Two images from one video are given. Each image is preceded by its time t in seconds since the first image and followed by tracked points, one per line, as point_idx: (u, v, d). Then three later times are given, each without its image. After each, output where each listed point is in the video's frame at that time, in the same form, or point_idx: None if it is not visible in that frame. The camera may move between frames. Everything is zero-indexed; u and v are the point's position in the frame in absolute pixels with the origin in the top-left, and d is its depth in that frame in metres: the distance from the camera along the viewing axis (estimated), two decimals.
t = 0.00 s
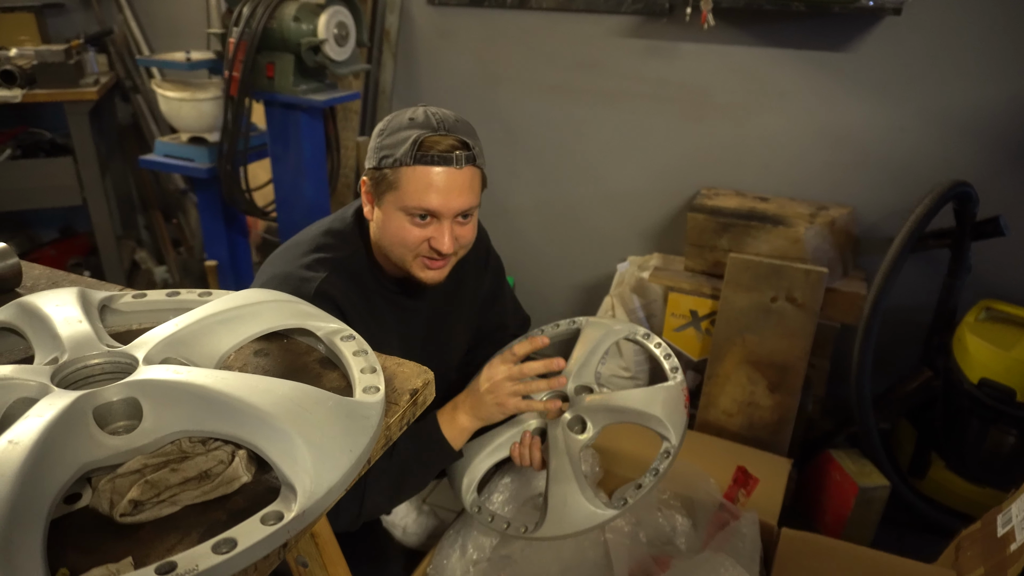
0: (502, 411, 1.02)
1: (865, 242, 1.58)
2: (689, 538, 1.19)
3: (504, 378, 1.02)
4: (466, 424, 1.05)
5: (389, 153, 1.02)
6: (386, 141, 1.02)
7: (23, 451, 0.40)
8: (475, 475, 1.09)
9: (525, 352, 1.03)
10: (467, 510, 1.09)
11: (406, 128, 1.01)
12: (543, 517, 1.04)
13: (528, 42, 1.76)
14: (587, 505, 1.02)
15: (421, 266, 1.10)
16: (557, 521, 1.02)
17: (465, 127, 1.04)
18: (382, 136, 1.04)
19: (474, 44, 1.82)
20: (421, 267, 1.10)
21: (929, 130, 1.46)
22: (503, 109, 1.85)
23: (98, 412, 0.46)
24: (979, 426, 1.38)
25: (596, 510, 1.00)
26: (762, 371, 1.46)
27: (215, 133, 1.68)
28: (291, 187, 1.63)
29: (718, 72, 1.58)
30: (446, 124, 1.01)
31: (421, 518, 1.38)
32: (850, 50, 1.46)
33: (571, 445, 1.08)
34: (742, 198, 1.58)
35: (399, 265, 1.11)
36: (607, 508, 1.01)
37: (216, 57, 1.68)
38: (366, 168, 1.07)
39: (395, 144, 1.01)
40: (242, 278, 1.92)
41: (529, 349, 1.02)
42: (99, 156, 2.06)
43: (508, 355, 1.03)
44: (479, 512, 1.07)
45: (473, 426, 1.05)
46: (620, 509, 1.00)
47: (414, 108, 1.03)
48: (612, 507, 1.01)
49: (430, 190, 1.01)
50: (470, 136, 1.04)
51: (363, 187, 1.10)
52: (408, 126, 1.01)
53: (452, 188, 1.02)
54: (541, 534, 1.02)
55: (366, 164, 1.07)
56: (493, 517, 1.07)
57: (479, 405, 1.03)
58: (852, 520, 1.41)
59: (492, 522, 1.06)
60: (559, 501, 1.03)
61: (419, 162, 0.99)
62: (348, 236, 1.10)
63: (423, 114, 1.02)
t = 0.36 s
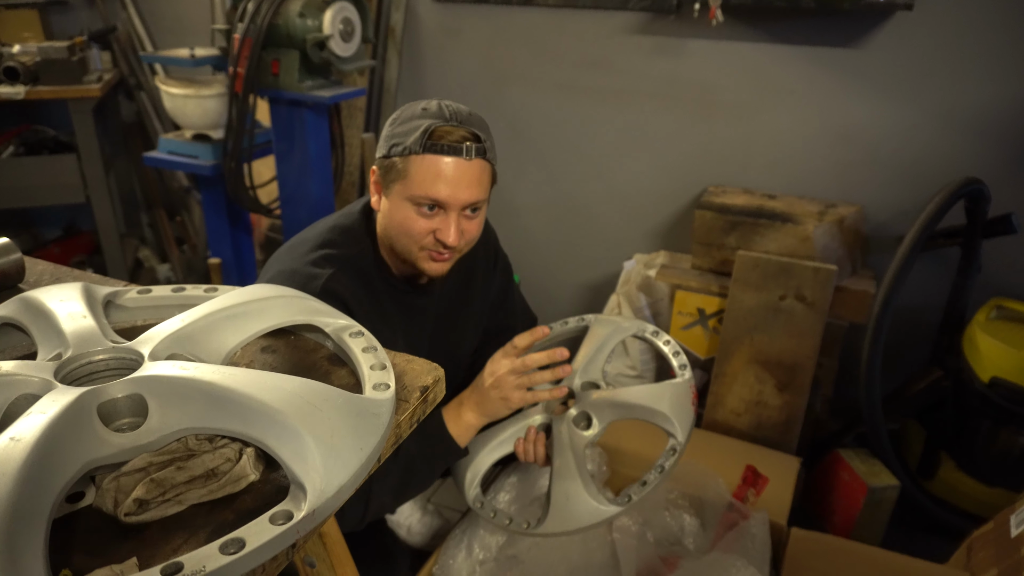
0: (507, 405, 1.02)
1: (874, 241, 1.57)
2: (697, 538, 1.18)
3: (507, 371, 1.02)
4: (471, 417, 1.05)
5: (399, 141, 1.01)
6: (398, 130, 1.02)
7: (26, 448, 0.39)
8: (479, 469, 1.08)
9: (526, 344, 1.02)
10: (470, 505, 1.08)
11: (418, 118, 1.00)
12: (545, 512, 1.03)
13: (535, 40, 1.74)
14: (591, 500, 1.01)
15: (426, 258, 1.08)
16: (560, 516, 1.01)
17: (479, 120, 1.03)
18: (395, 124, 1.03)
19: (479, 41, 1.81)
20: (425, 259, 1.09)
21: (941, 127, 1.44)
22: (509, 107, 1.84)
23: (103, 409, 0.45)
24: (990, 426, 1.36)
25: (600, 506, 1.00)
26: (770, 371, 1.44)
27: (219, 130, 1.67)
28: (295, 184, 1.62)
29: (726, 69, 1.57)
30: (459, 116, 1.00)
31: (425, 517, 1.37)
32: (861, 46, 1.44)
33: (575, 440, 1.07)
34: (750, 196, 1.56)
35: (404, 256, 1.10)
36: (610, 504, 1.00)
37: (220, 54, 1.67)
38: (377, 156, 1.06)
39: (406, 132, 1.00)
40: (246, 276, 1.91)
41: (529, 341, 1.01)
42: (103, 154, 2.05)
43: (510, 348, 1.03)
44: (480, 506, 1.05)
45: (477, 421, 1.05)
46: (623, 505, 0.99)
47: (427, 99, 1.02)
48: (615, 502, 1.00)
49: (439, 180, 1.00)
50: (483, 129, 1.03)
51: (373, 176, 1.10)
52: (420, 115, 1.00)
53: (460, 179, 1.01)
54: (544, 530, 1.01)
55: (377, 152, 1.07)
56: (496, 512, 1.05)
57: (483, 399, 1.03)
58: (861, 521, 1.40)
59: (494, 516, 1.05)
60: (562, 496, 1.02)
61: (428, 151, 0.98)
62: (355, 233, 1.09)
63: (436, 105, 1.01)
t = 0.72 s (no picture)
0: (509, 411, 1.01)
1: (876, 240, 1.56)
2: (698, 539, 1.17)
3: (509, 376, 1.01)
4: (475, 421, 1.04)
5: (395, 142, 1.00)
6: (394, 131, 1.01)
7: (18, 451, 0.38)
8: (479, 473, 1.07)
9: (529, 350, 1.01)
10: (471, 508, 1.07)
11: (414, 118, 0.99)
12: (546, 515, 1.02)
13: (536, 38, 1.74)
14: (591, 501, 1.00)
15: (423, 261, 1.07)
16: (559, 519, 1.00)
17: (475, 120, 1.02)
18: (391, 126, 1.03)
19: (480, 40, 1.80)
20: (423, 262, 1.08)
21: (944, 125, 1.43)
22: (510, 105, 1.83)
23: (97, 411, 0.44)
24: (993, 426, 1.35)
25: (599, 507, 0.99)
26: (772, 370, 1.44)
27: (219, 129, 1.66)
28: (295, 183, 1.61)
29: (728, 67, 1.56)
30: (456, 116, 1.00)
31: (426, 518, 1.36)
32: (863, 44, 1.44)
33: (574, 441, 1.06)
34: (752, 195, 1.56)
35: (401, 259, 1.09)
36: (609, 505, 0.99)
37: (220, 52, 1.66)
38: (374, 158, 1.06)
39: (402, 133, 0.99)
40: (246, 275, 1.90)
41: (533, 346, 1.00)
42: (102, 153, 2.04)
43: (514, 354, 1.01)
44: (481, 509, 1.04)
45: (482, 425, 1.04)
46: (623, 505, 0.98)
47: (423, 99, 1.01)
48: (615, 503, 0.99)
49: (435, 181, 0.99)
50: (480, 129, 1.02)
51: (370, 178, 1.09)
52: (416, 115, 0.99)
53: (457, 180, 1.00)
54: (545, 533, 1.00)
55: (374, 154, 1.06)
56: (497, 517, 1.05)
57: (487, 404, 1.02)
58: (863, 521, 1.39)
59: (495, 520, 1.03)
60: (562, 498, 1.01)
61: (424, 151, 0.98)
62: (354, 232, 1.09)
63: (432, 104, 1.00)
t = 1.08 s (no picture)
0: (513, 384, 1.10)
1: (878, 242, 1.56)
2: (701, 542, 1.17)
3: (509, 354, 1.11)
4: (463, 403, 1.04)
5: (407, 153, 0.99)
6: (402, 142, 1.00)
7: (28, 458, 0.38)
8: (481, 481, 1.08)
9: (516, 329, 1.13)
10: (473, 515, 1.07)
11: (421, 126, 0.99)
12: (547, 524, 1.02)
13: (538, 40, 1.74)
14: (590, 512, 1.01)
15: (449, 264, 1.09)
16: (559, 529, 1.00)
17: (477, 119, 1.03)
18: (394, 137, 1.02)
19: (483, 42, 1.81)
20: (448, 265, 1.09)
21: (947, 128, 1.43)
22: (513, 107, 1.83)
23: (105, 417, 0.45)
24: (994, 428, 1.36)
25: (599, 518, 0.99)
26: (775, 373, 1.44)
27: (222, 131, 1.67)
28: (298, 185, 1.62)
29: (731, 69, 1.56)
30: (460, 118, 1.00)
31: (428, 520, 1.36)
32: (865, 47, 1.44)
33: (575, 450, 1.06)
34: (754, 198, 1.56)
35: (424, 265, 1.09)
36: (609, 516, 1.00)
37: (223, 54, 1.67)
38: (380, 170, 1.05)
39: (413, 144, 0.99)
40: (249, 277, 1.91)
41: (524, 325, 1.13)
42: (105, 154, 2.04)
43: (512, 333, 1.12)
44: (484, 517, 1.04)
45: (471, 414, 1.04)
46: (623, 517, 0.99)
47: (423, 105, 1.01)
48: (615, 514, 1.00)
49: (455, 187, 1.00)
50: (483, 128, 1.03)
51: (376, 191, 1.08)
52: (422, 122, 0.99)
53: (474, 183, 1.01)
54: (546, 543, 1.00)
55: (380, 167, 1.05)
56: (497, 524, 1.05)
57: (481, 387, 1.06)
58: (865, 524, 1.39)
59: (497, 529, 1.04)
60: (561, 508, 1.02)
61: (441, 158, 0.98)
62: (357, 236, 1.09)
63: (434, 109, 1.00)
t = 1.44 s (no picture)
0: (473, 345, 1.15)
1: (883, 243, 1.56)
2: (706, 542, 1.17)
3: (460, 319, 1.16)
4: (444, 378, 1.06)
5: (437, 164, 1.00)
6: (426, 152, 1.00)
7: (43, 456, 0.39)
8: (482, 482, 1.10)
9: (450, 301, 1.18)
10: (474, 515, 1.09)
11: (444, 133, 0.99)
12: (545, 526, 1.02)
13: (543, 40, 1.74)
14: (586, 516, 1.00)
15: (484, 258, 1.13)
16: (557, 532, 1.00)
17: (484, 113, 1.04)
18: (415, 148, 1.01)
19: (488, 42, 1.81)
20: (483, 259, 1.13)
21: (953, 129, 1.43)
22: (518, 107, 1.84)
23: (117, 417, 0.45)
24: (1001, 430, 1.35)
25: (594, 521, 0.99)
26: (780, 374, 1.44)
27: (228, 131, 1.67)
28: (303, 185, 1.62)
29: (737, 71, 1.56)
30: (476, 119, 1.01)
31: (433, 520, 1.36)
32: (871, 48, 1.44)
33: (574, 453, 1.06)
34: (760, 199, 1.55)
35: (459, 265, 1.12)
36: (606, 520, 0.99)
37: (229, 55, 1.67)
38: (405, 183, 1.04)
39: (441, 153, 0.99)
40: (254, 277, 1.91)
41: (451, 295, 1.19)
42: (110, 154, 2.05)
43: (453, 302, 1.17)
44: (483, 519, 1.06)
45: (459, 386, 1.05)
46: (619, 521, 0.98)
47: (435, 110, 1.00)
48: (612, 518, 1.00)
49: (489, 187, 1.03)
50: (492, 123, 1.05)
51: (400, 204, 1.07)
52: (444, 130, 0.99)
53: (503, 180, 1.05)
54: (543, 545, 1.00)
55: (404, 181, 1.04)
56: (498, 527, 1.05)
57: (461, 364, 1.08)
58: (871, 525, 1.39)
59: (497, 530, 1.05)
60: (558, 513, 1.02)
61: (474, 163, 1.00)
62: (365, 235, 1.09)
63: (449, 114, 0.99)
